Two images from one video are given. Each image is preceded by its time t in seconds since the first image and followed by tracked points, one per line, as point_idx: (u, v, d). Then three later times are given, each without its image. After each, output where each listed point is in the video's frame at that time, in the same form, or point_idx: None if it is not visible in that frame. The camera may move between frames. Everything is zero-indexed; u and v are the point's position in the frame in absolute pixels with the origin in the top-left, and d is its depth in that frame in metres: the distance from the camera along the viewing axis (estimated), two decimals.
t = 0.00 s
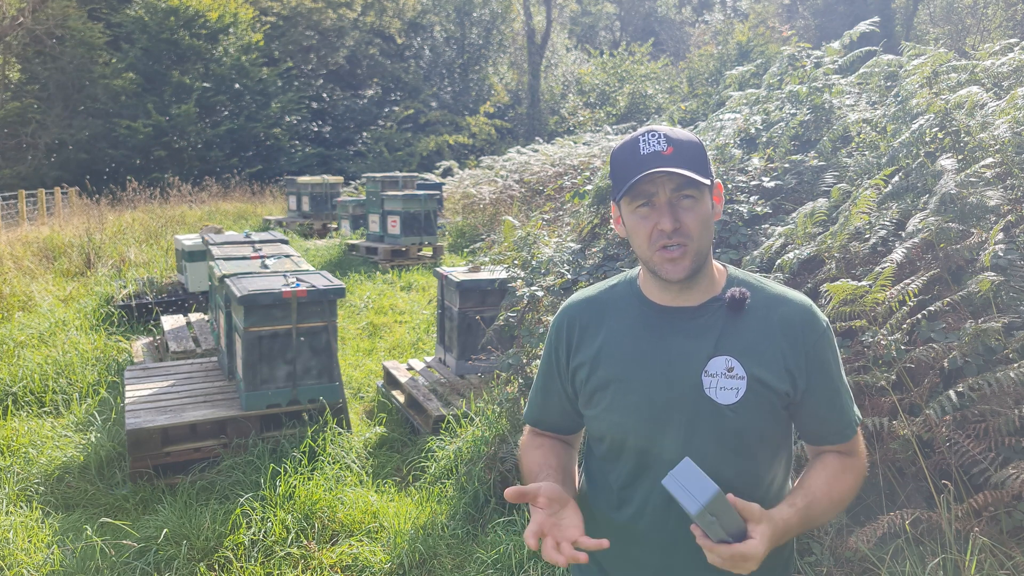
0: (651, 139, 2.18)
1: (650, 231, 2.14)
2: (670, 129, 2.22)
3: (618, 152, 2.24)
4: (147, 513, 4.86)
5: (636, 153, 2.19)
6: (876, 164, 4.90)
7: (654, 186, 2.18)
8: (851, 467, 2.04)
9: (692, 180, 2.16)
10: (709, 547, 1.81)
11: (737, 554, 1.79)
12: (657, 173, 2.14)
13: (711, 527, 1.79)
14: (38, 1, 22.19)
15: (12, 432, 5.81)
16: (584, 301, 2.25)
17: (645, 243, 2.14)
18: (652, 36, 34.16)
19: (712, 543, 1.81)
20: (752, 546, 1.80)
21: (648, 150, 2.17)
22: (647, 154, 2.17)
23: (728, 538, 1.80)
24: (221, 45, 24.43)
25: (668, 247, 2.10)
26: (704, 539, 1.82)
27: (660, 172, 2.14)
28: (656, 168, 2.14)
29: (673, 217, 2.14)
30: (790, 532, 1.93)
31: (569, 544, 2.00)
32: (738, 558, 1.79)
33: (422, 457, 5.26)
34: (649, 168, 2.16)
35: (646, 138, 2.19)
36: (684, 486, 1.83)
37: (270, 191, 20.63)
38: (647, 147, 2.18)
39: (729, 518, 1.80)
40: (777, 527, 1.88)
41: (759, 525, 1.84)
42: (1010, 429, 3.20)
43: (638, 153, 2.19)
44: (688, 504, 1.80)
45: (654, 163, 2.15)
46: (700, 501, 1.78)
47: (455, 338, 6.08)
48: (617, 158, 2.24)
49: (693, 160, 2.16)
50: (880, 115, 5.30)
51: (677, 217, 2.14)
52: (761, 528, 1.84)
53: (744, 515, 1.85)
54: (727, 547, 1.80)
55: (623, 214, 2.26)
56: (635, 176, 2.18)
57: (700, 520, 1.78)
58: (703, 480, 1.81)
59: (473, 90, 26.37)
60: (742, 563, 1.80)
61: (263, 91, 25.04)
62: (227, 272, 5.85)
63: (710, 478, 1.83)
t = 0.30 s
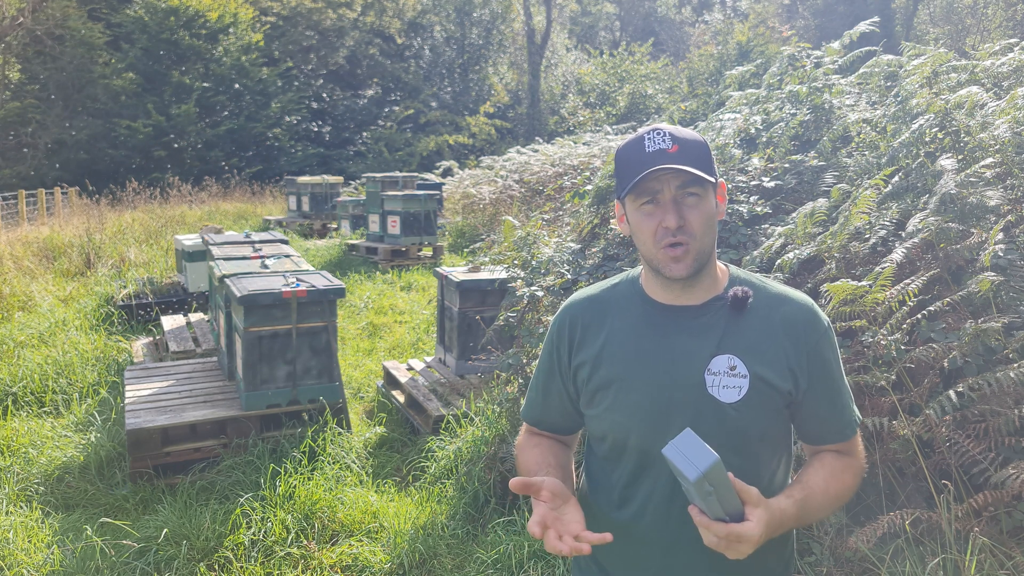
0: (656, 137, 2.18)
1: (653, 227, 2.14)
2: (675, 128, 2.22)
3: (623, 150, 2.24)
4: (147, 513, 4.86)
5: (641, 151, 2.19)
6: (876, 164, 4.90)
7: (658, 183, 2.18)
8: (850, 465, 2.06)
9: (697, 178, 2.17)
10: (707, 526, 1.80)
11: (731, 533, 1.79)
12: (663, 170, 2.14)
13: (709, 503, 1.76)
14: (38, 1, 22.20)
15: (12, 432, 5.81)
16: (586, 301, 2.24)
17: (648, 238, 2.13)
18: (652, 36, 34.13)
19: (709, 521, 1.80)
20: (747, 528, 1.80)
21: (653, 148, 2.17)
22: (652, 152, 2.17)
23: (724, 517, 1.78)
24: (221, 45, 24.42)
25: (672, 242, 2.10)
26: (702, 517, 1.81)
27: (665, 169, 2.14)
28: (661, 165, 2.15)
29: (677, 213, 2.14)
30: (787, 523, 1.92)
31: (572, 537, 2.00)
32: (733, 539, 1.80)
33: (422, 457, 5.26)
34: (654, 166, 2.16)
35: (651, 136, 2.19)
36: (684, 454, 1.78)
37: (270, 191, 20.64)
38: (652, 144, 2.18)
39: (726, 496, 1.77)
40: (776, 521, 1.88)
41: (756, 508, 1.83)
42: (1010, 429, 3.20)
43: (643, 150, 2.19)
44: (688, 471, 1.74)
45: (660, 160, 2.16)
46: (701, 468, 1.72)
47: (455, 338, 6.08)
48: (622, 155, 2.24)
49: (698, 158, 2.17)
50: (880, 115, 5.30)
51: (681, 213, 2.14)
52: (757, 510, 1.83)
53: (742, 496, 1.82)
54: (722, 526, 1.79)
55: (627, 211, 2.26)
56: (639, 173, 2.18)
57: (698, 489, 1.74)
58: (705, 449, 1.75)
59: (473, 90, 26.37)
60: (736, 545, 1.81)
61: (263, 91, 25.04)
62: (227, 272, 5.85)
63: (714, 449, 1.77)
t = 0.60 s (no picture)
0: (660, 133, 2.18)
1: (657, 224, 2.14)
2: (681, 124, 2.22)
3: (627, 146, 2.24)
4: (147, 513, 4.86)
5: (646, 147, 2.19)
6: (876, 164, 4.89)
7: (662, 180, 2.18)
8: (852, 465, 2.06)
9: (701, 174, 2.18)
10: (717, 523, 1.80)
11: (744, 525, 1.79)
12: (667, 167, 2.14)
13: (719, 497, 1.77)
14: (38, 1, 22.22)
15: (12, 432, 5.81)
16: (587, 300, 2.24)
17: (653, 236, 2.13)
18: (652, 36, 34.11)
19: (720, 515, 1.80)
20: (757, 518, 1.80)
21: (657, 144, 2.17)
22: (657, 147, 2.17)
23: (734, 511, 1.79)
24: (221, 45, 24.43)
25: (675, 240, 2.10)
26: (709, 513, 1.81)
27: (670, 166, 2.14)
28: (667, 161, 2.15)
29: (681, 210, 2.14)
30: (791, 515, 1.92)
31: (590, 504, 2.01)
32: (746, 531, 1.80)
33: (422, 456, 5.27)
34: (659, 162, 2.16)
35: (655, 132, 2.19)
36: (684, 451, 1.78)
37: (270, 191, 20.64)
38: (657, 140, 2.18)
39: (733, 487, 1.79)
40: (778, 515, 1.89)
41: (763, 499, 1.84)
42: (1010, 429, 3.20)
43: (647, 146, 2.19)
44: (691, 466, 1.74)
45: (665, 155, 2.16)
46: (706, 461, 1.73)
47: (455, 338, 6.08)
48: (626, 151, 2.24)
49: (702, 155, 2.17)
50: (880, 115, 5.30)
51: (685, 210, 2.14)
52: (764, 500, 1.84)
53: (747, 490, 1.83)
54: (734, 520, 1.79)
55: (631, 208, 2.26)
56: (644, 170, 2.18)
57: (705, 484, 1.74)
58: (706, 441, 1.77)
59: (473, 90, 26.38)
60: (748, 538, 1.81)
61: (263, 91, 25.04)
62: (227, 272, 5.85)
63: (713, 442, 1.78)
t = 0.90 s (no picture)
0: (665, 140, 2.18)
1: (663, 231, 2.14)
2: (687, 130, 2.22)
3: (632, 151, 2.24)
4: (147, 513, 4.86)
5: (650, 153, 2.19)
6: (876, 164, 4.89)
7: (668, 186, 2.18)
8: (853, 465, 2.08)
9: (707, 179, 2.17)
10: (760, 524, 1.75)
11: (789, 527, 1.74)
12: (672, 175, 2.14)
13: (773, 499, 1.74)
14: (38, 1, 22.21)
15: (12, 432, 5.81)
16: (589, 300, 2.23)
17: (658, 243, 2.13)
18: (652, 36, 34.08)
19: (766, 517, 1.75)
20: (801, 522, 1.76)
21: (663, 151, 2.18)
22: (662, 155, 2.18)
23: (781, 513, 1.76)
24: (221, 45, 24.43)
25: (679, 248, 2.10)
26: (752, 514, 1.77)
27: (675, 174, 2.14)
28: (672, 169, 2.15)
29: (686, 218, 2.14)
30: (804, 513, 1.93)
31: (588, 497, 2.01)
32: (789, 535, 1.75)
33: (422, 457, 5.27)
34: (664, 169, 2.16)
35: (660, 139, 2.19)
36: (744, 448, 1.77)
37: (270, 191, 20.64)
38: (662, 147, 2.18)
39: (789, 486, 1.77)
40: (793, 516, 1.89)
41: (804, 504, 1.81)
42: (1010, 429, 3.20)
43: (653, 152, 2.19)
44: (757, 466, 1.73)
45: (669, 164, 2.16)
46: (772, 461, 1.72)
47: (455, 338, 6.09)
48: (631, 157, 2.24)
49: (707, 161, 2.17)
50: (880, 115, 5.30)
51: (690, 218, 2.14)
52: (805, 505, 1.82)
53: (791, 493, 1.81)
54: (779, 521, 1.75)
55: (635, 214, 2.26)
56: (650, 177, 2.18)
57: (767, 485, 1.72)
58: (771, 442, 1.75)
59: (473, 90, 26.38)
60: (789, 542, 1.77)
61: (263, 91, 25.04)
62: (227, 272, 5.85)
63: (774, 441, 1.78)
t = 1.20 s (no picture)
0: (684, 134, 2.17)
1: (671, 225, 2.14)
2: (704, 126, 2.22)
3: (649, 143, 2.23)
4: (147, 513, 4.86)
5: (667, 147, 2.18)
6: (876, 164, 4.90)
7: (681, 181, 2.18)
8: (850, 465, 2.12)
9: (719, 179, 2.17)
10: (762, 538, 1.78)
11: (791, 543, 1.77)
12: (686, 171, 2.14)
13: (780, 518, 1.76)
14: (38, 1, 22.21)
15: (12, 432, 5.81)
16: (592, 296, 2.19)
17: (665, 238, 2.13)
18: (652, 36, 34.04)
19: (769, 533, 1.78)
20: (801, 533, 1.79)
21: (680, 145, 2.17)
22: (679, 149, 2.17)
23: (785, 529, 1.78)
24: (221, 45, 24.42)
25: (685, 244, 2.10)
26: (754, 528, 1.80)
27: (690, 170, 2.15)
28: (685, 164, 2.15)
29: (695, 214, 2.14)
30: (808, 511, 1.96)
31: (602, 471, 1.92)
32: (790, 548, 1.78)
33: (422, 456, 5.27)
34: (678, 163, 2.16)
35: (680, 132, 2.18)
36: (760, 476, 1.78)
37: (270, 191, 20.64)
38: (680, 141, 2.17)
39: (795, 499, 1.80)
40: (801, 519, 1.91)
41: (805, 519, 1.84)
42: (1010, 429, 3.21)
43: (670, 146, 2.18)
44: (773, 494, 1.75)
45: (685, 158, 2.16)
46: (786, 490, 1.74)
47: (455, 338, 6.09)
48: (647, 149, 2.22)
49: (722, 160, 2.17)
50: (880, 115, 5.30)
51: (700, 215, 2.14)
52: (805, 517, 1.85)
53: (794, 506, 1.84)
54: (782, 537, 1.77)
55: (646, 206, 2.25)
56: (663, 171, 2.17)
57: (781, 509, 1.75)
58: (785, 468, 1.77)
59: (473, 90, 26.39)
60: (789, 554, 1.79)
61: (263, 91, 25.03)
62: (227, 272, 5.86)
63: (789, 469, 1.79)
